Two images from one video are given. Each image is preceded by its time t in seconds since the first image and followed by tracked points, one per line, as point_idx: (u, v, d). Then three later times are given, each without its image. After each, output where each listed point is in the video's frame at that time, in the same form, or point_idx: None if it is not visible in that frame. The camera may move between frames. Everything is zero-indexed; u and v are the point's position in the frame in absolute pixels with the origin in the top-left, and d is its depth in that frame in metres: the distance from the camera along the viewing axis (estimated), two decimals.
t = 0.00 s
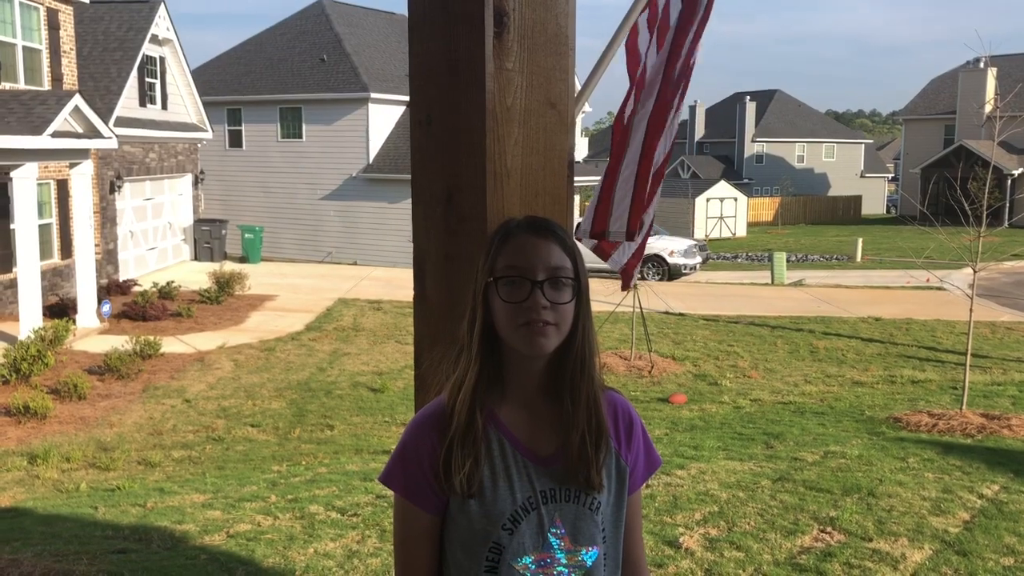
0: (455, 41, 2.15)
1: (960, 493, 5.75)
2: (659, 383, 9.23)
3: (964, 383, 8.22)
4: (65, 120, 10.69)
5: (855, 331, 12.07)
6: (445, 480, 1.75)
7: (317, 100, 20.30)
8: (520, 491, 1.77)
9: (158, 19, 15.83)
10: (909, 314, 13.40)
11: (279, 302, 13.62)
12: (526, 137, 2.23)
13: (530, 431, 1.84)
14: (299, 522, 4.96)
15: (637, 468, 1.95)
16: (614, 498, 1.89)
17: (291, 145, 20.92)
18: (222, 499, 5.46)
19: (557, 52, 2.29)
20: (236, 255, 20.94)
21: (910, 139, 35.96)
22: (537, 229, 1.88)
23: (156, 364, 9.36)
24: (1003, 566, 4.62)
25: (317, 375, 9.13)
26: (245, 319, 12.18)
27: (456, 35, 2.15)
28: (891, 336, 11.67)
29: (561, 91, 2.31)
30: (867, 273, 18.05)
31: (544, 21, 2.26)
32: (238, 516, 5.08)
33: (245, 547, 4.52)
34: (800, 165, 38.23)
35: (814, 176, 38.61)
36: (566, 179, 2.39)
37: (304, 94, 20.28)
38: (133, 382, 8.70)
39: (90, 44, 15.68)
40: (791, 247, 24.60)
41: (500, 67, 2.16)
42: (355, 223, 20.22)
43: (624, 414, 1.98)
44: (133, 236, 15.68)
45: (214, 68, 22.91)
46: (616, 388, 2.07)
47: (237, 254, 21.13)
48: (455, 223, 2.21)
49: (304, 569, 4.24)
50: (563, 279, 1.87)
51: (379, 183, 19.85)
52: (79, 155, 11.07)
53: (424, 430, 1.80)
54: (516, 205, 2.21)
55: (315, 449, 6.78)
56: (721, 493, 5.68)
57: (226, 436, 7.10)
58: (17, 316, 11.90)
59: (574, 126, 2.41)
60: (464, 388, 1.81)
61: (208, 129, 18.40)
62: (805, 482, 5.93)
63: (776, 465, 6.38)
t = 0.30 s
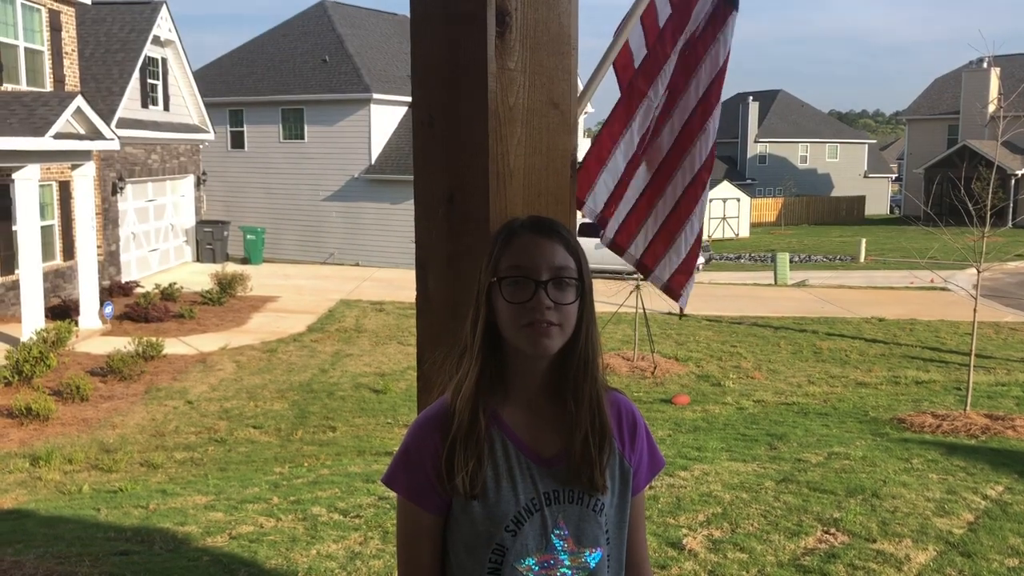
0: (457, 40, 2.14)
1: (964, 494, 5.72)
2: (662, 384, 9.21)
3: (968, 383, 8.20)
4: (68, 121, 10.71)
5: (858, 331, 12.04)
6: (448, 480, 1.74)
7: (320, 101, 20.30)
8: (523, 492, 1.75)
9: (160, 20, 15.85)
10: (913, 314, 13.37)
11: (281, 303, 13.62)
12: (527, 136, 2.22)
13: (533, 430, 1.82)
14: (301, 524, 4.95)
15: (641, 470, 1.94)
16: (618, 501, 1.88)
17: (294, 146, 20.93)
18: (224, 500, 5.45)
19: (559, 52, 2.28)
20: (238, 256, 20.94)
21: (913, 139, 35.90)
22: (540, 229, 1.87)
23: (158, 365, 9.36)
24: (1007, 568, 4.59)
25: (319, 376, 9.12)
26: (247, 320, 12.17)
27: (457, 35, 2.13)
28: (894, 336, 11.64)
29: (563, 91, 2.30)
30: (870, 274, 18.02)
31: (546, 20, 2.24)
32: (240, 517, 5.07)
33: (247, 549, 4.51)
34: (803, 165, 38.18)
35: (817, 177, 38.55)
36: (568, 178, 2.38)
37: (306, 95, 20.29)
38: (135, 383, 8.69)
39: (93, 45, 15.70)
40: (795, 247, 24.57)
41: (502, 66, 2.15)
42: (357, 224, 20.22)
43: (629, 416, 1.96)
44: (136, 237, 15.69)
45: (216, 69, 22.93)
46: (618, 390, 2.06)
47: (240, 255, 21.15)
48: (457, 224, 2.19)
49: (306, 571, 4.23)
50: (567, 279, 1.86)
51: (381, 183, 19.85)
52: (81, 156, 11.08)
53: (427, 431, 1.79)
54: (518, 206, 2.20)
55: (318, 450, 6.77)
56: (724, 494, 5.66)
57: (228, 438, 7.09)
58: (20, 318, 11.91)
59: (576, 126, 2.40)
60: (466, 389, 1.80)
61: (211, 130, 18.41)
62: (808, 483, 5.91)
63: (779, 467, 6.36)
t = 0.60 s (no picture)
0: (462, 38, 2.13)
1: (971, 493, 5.70)
2: (667, 384, 9.19)
3: (974, 382, 8.17)
4: (72, 123, 10.72)
5: (863, 331, 12.00)
6: (453, 479, 1.73)
7: (323, 103, 20.32)
8: (529, 491, 1.74)
9: (163, 23, 15.88)
10: (918, 313, 13.33)
11: (285, 305, 13.63)
12: (533, 134, 2.20)
13: (542, 431, 1.81)
14: (307, 524, 4.94)
15: (648, 469, 1.93)
16: (625, 500, 1.87)
17: (297, 148, 20.95)
18: (230, 502, 5.45)
19: (564, 48, 2.26)
20: (242, 259, 20.97)
21: (918, 138, 35.83)
22: (546, 227, 1.85)
23: (163, 367, 9.37)
24: (1014, 567, 4.57)
25: (324, 377, 9.12)
26: (252, 321, 12.18)
27: (461, 33, 2.14)
28: (900, 336, 11.61)
29: (569, 89, 2.28)
30: (875, 273, 17.98)
31: (551, 18, 2.23)
32: (246, 518, 5.06)
33: (253, 550, 4.51)
34: (807, 165, 38.12)
35: (821, 177, 38.47)
36: (575, 175, 2.36)
37: (310, 97, 20.31)
38: (141, 385, 8.70)
39: (96, 48, 15.73)
40: (799, 247, 24.51)
41: (507, 63, 2.14)
42: (360, 226, 20.24)
43: (636, 415, 1.95)
44: (140, 239, 15.72)
45: (219, 71, 22.97)
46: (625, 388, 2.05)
47: (243, 257, 21.18)
48: (462, 222, 2.19)
49: (312, 571, 4.23)
50: (573, 278, 1.85)
51: (385, 185, 19.87)
52: (85, 158, 11.09)
53: (433, 430, 1.78)
54: (524, 204, 2.19)
55: (323, 451, 6.76)
56: (730, 493, 5.64)
57: (233, 439, 7.09)
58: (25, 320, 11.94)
59: (581, 124, 2.38)
60: (472, 388, 1.79)
61: (214, 132, 18.44)
62: (815, 482, 5.89)
63: (785, 466, 6.34)
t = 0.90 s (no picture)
0: (463, 45, 2.15)
1: (975, 494, 5.70)
2: (671, 385, 9.21)
3: (978, 382, 8.17)
4: (76, 128, 10.76)
5: (867, 330, 12.00)
6: (457, 485, 1.74)
7: (325, 104, 20.35)
8: (532, 497, 1.76)
9: (166, 26, 15.91)
10: (922, 312, 13.33)
11: (289, 307, 13.66)
12: (535, 141, 2.22)
13: (545, 433, 1.83)
14: (313, 527, 4.96)
15: (652, 474, 1.94)
16: (629, 504, 1.88)
17: (300, 149, 20.98)
18: (235, 505, 5.47)
19: (565, 56, 2.26)
20: (246, 260, 21.01)
21: (921, 137, 35.79)
22: (548, 234, 1.87)
23: (168, 370, 9.40)
24: (1018, 567, 4.57)
25: (329, 380, 9.14)
26: (256, 324, 12.21)
27: (462, 40, 2.15)
28: (903, 335, 11.60)
29: (571, 96, 2.30)
30: (879, 272, 17.97)
31: (554, 26, 2.24)
32: (251, 522, 5.08)
33: (259, 553, 4.53)
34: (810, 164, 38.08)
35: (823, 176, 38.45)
36: (577, 183, 2.37)
37: (312, 98, 20.34)
38: (146, 388, 8.73)
39: (100, 51, 15.77)
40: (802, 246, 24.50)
41: (508, 72, 2.15)
42: (363, 226, 20.27)
43: (640, 418, 1.96)
44: (144, 242, 15.76)
45: (222, 73, 23.01)
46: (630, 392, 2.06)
47: (247, 258, 21.23)
48: (464, 228, 2.20)
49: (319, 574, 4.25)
50: (575, 284, 1.86)
51: (387, 186, 19.89)
52: (90, 163, 11.12)
53: (436, 436, 1.79)
54: (525, 211, 2.20)
55: (328, 454, 6.78)
56: (734, 494, 5.66)
57: (238, 442, 7.12)
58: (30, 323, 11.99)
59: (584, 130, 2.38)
60: (475, 394, 1.81)
61: (217, 135, 18.47)
62: (818, 483, 5.90)
63: (789, 467, 6.35)
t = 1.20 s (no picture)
0: (463, 45, 2.14)
1: (976, 492, 5.70)
2: (672, 384, 9.20)
3: (979, 381, 8.17)
4: (77, 129, 10.77)
5: (868, 329, 12.00)
6: (461, 486, 1.74)
7: (326, 104, 20.35)
8: (537, 498, 1.76)
9: (167, 26, 15.91)
10: (923, 311, 13.33)
11: (290, 307, 13.66)
12: (536, 141, 2.22)
13: (548, 434, 1.82)
14: (314, 527, 4.97)
15: (655, 473, 1.94)
16: (632, 505, 1.88)
17: (301, 150, 20.98)
18: (236, 504, 5.47)
19: (566, 56, 2.27)
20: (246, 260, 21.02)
21: (921, 136, 35.76)
22: (554, 235, 1.87)
23: (169, 370, 9.40)
24: (1020, 566, 4.57)
25: (330, 380, 9.14)
26: (256, 324, 12.21)
27: (463, 40, 2.15)
28: (905, 334, 11.59)
29: (572, 96, 2.30)
30: (879, 272, 17.97)
31: (555, 25, 2.24)
32: (252, 521, 5.08)
33: (260, 553, 4.53)
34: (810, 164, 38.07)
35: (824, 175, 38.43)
36: (579, 182, 2.37)
37: (312, 99, 20.34)
38: (147, 388, 8.73)
39: (101, 52, 15.78)
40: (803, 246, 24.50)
41: (509, 72, 2.16)
42: (364, 225, 20.27)
43: (644, 418, 1.96)
44: (145, 242, 15.77)
45: (222, 73, 23.02)
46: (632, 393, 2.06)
47: (248, 258, 21.23)
48: (465, 228, 2.20)
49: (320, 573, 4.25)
50: (581, 285, 1.85)
51: (388, 186, 19.90)
52: (91, 163, 11.14)
53: (440, 436, 1.79)
54: (526, 211, 2.20)
55: (329, 453, 6.79)
56: (735, 494, 5.65)
57: (239, 442, 7.12)
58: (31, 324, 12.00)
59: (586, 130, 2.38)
60: (480, 396, 1.80)
61: (218, 135, 18.47)
62: (819, 482, 5.90)
63: (790, 466, 6.35)
